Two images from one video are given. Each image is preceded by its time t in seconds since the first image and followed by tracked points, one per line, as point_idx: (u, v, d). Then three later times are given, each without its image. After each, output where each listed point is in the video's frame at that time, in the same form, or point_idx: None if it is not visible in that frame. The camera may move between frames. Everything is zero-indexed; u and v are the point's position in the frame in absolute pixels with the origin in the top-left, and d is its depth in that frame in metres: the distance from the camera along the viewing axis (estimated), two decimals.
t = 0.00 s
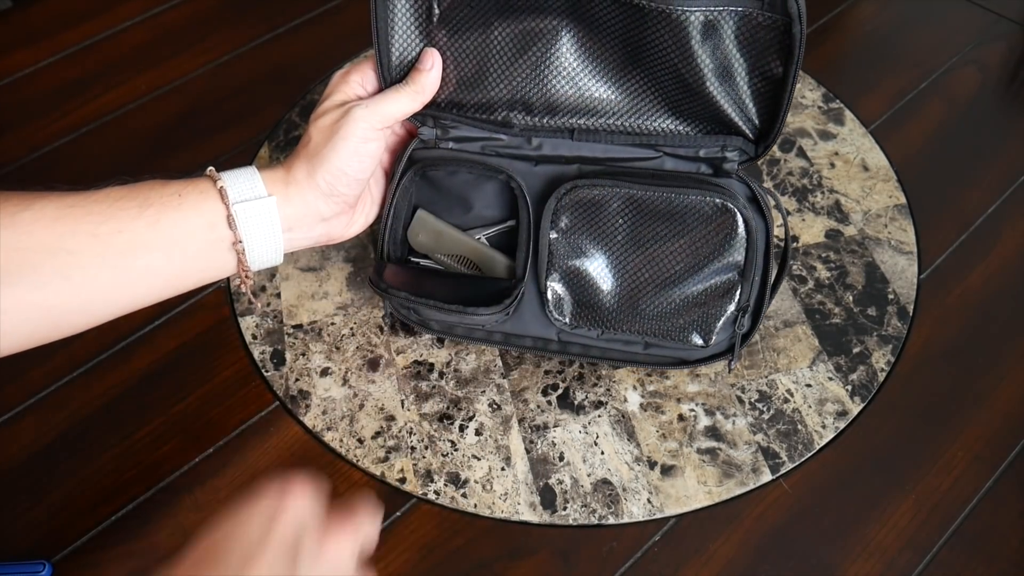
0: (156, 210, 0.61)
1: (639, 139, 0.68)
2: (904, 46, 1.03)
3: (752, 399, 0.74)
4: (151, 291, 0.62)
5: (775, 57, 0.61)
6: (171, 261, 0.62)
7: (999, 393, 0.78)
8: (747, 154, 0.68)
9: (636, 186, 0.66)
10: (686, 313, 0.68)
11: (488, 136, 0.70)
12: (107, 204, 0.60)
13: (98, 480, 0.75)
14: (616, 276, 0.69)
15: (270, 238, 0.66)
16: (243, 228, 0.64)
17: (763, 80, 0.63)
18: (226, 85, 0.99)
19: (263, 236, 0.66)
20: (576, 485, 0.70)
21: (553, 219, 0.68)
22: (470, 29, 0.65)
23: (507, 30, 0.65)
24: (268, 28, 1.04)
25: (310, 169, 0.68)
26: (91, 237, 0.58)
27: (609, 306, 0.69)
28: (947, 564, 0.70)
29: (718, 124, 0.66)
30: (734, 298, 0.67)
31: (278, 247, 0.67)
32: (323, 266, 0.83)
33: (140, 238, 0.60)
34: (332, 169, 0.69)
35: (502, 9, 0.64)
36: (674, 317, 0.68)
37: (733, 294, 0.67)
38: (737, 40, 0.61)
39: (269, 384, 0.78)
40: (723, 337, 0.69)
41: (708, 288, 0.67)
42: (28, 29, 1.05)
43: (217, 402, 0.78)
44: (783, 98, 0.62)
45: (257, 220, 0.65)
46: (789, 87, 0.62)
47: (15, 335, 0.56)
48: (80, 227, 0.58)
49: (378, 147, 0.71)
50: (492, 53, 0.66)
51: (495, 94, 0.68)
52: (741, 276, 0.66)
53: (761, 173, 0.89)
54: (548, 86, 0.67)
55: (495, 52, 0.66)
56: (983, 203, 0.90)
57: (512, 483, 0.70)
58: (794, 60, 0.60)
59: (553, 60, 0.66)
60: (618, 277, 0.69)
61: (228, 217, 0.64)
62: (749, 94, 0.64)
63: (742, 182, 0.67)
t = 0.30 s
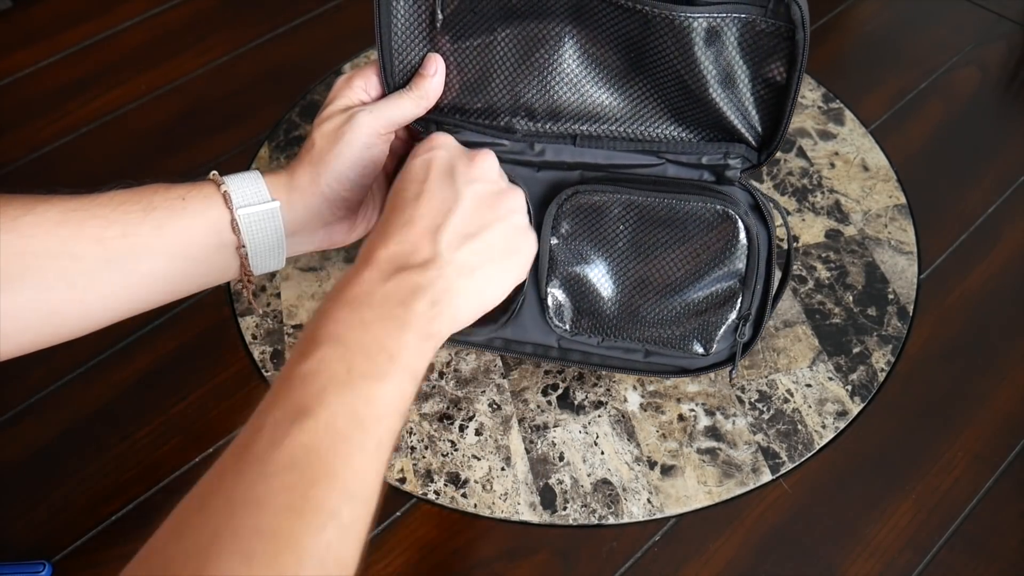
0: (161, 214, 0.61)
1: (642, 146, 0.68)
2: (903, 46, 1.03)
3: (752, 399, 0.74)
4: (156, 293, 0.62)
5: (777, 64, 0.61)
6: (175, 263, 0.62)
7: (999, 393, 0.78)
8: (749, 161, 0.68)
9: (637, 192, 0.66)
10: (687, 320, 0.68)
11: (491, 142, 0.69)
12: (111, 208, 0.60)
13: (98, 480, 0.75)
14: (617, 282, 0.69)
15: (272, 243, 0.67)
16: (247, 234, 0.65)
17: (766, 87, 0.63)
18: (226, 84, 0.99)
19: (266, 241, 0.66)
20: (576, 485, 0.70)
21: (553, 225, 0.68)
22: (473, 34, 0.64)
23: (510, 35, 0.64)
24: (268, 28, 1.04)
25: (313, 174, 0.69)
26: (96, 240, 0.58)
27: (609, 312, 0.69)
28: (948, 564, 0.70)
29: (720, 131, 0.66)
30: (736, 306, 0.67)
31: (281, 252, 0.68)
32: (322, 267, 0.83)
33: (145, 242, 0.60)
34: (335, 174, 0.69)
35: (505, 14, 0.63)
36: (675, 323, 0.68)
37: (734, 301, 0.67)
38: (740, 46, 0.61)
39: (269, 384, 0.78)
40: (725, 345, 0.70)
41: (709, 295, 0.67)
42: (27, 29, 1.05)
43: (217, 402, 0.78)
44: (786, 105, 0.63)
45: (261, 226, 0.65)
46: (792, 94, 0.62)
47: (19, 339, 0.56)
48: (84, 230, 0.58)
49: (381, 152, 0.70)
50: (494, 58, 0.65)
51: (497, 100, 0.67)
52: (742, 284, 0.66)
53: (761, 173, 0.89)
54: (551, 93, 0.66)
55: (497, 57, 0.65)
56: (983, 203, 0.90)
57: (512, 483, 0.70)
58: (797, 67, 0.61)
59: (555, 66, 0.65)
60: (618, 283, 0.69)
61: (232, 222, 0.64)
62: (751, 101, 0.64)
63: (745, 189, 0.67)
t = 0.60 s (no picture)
0: (166, 213, 0.61)
1: (640, 140, 0.67)
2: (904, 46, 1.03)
3: (752, 399, 0.74)
4: (162, 293, 0.62)
5: (771, 52, 0.61)
6: (181, 262, 0.62)
7: (1000, 393, 0.78)
8: (746, 151, 0.68)
9: (635, 187, 0.65)
10: (688, 312, 0.68)
11: (490, 140, 0.69)
12: (117, 207, 0.60)
13: (99, 480, 0.75)
14: (618, 276, 0.68)
15: (278, 242, 0.67)
16: (252, 233, 0.65)
17: (760, 76, 0.63)
18: (226, 85, 0.99)
19: (270, 240, 0.66)
20: (577, 485, 0.70)
21: (553, 223, 0.67)
22: (470, 31, 0.64)
23: (506, 30, 0.64)
24: (268, 28, 1.04)
25: (316, 173, 0.69)
26: (103, 240, 0.58)
27: (611, 306, 0.69)
28: (947, 564, 0.70)
29: (717, 122, 0.66)
30: (736, 297, 0.67)
31: (285, 250, 0.68)
32: (323, 267, 0.83)
33: (151, 241, 0.60)
34: (338, 173, 0.69)
35: (501, 11, 0.63)
36: (676, 316, 0.69)
37: (735, 292, 0.67)
38: (733, 35, 0.61)
39: (269, 385, 0.78)
40: (727, 335, 0.70)
41: (709, 286, 0.67)
42: (27, 28, 1.05)
43: (218, 402, 0.78)
44: (780, 92, 0.63)
45: (265, 225, 0.65)
46: (785, 80, 0.62)
47: (26, 339, 0.56)
48: (90, 230, 0.58)
49: (384, 151, 0.70)
50: (492, 55, 0.65)
51: (495, 96, 0.67)
52: (742, 274, 0.66)
53: (761, 173, 0.89)
54: (549, 88, 0.66)
55: (494, 53, 0.65)
56: (983, 203, 0.90)
57: (512, 483, 0.70)
58: (789, 53, 0.61)
59: (552, 60, 0.65)
60: (620, 277, 0.68)
61: (237, 221, 0.64)
62: (747, 90, 0.64)
63: (743, 181, 0.67)
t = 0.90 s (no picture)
0: (168, 206, 0.61)
1: (636, 134, 0.68)
2: (904, 46, 1.03)
3: (751, 399, 0.74)
4: (164, 285, 0.62)
5: (763, 46, 0.62)
6: (183, 255, 0.62)
7: (999, 392, 0.78)
8: (741, 144, 0.67)
9: (634, 177, 0.66)
10: (687, 305, 0.68)
11: (487, 137, 0.69)
12: (119, 200, 0.60)
13: (99, 480, 0.75)
14: (618, 270, 0.68)
15: (276, 235, 0.67)
16: (252, 225, 0.65)
17: (753, 69, 0.63)
18: (226, 85, 0.99)
19: (270, 234, 0.66)
20: (576, 485, 0.70)
21: (553, 215, 0.67)
22: (466, 27, 0.64)
23: (502, 27, 0.64)
24: (268, 28, 1.04)
25: (315, 167, 0.68)
26: (105, 231, 0.58)
27: (611, 300, 0.68)
28: (947, 564, 0.70)
29: (712, 116, 0.66)
30: (735, 288, 0.67)
31: (284, 244, 0.68)
32: (323, 266, 0.83)
33: (153, 233, 0.60)
34: (337, 167, 0.69)
35: (497, 8, 0.64)
36: (675, 309, 0.68)
37: (734, 283, 0.67)
38: (726, 28, 0.61)
39: (268, 384, 0.78)
40: (727, 326, 0.69)
41: (708, 278, 0.67)
42: (27, 29, 1.05)
43: (218, 402, 0.78)
44: (773, 85, 0.63)
45: (264, 217, 0.65)
46: (777, 74, 0.62)
47: (30, 330, 0.56)
48: (93, 222, 0.58)
49: (383, 147, 0.71)
50: (489, 51, 0.65)
51: (493, 92, 0.67)
52: (741, 264, 0.66)
53: (761, 173, 0.89)
54: (545, 84, 0.66)
55: (491, 50, 0.65)
56: (983, 203, 0.90)
57: (511, 483, 0.70)
58: (781, 44, 0.61)
59: (548, 56, 0.65)
60: (620, 270, 0.68)
61: (237, 214, 0.64)
62: (741, 83, 0.64)
63: (737, 173, 0.67)
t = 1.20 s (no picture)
0: (165, 202, 0.62)
1: (632, 134, 0.68)
2: (904, 47, 1.03)
3: (750, 400, 0.74)
4: (162, 281, 0.62)
5: (758, 48, 0.61)
6: (181, 251, 0.62)
7: (999, 392, 0.78)
8: (735, 145, 0.68)
9: (628, 174, 0.66)
10: (680, 303, 0.68)
11: (484, 135, 0.69)
12: (116, 197, 0.60)
13: (98, 481, 0.75)
14: (611, 266, 0.68)
15: (274, 232, 0.67)
16: (249, 221, 0.65)
17: (748, 71, 0.63)
18: (226, 85, 0.99)
19: (268, 230, 0.66)
20: (573, 486, 0.70)
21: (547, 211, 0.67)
22: (464, 26, 0.64)
23: (499, 26, 0.64)
24: (268, 28, 1.04)
25: (311, 163, 0.68)
26: (103, 227, 0.58)
27: (604, 296, 0.69)
28: (947, 564, 0.70)
29: (706, 116, 0.66)
30: (727, 288, 0.68)
31: (281, 240, 0.67)
32: (322, 265, 0.83)
33: (151, 229, 0.60)
34: (333, 164, 0.69)
35: (494, 7, 0.63)
36: (667, 307, 0.68)
37: (726, 284, 0.67)
38: (722, 30, 0.61)
39: (267, 383, 0.78)
40: (718, 326, 0.70)
41: (701, 277, 0.67)
42: (27, 29, 1.05)
43: (217, 402, 0.78)
44: (767, 87, 0.63)
45: (262, 213, 0.65)
46: (772, 76, 0.62)
47: (31, 326, 0.56)
48: (91, 218, 0.58)
49: (380, 144, 0.70)
50: (486, 50, 0.65)
51: (490, 90, 0.67)
52: (733, 263, 0.67)
53: (761, 175, 0.89)
54: (542, 83, 0.66)
55: (488, 49, 0.65)
56: (984, 203, 0.90)
57: (509, 483, 0.70)
58: (776, 48, 0.60)
59: (545, 56, 0.65)
60: (613, 267, 0.68)
61: (234, 209, 0.64)
62: (735, 85, 0.64)
63: (731, 172, 0.68)
